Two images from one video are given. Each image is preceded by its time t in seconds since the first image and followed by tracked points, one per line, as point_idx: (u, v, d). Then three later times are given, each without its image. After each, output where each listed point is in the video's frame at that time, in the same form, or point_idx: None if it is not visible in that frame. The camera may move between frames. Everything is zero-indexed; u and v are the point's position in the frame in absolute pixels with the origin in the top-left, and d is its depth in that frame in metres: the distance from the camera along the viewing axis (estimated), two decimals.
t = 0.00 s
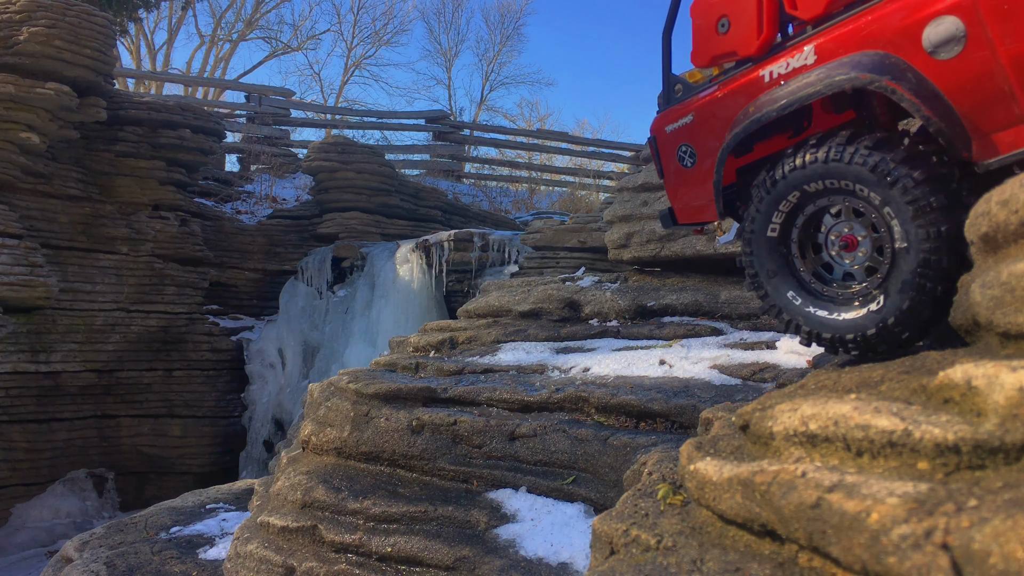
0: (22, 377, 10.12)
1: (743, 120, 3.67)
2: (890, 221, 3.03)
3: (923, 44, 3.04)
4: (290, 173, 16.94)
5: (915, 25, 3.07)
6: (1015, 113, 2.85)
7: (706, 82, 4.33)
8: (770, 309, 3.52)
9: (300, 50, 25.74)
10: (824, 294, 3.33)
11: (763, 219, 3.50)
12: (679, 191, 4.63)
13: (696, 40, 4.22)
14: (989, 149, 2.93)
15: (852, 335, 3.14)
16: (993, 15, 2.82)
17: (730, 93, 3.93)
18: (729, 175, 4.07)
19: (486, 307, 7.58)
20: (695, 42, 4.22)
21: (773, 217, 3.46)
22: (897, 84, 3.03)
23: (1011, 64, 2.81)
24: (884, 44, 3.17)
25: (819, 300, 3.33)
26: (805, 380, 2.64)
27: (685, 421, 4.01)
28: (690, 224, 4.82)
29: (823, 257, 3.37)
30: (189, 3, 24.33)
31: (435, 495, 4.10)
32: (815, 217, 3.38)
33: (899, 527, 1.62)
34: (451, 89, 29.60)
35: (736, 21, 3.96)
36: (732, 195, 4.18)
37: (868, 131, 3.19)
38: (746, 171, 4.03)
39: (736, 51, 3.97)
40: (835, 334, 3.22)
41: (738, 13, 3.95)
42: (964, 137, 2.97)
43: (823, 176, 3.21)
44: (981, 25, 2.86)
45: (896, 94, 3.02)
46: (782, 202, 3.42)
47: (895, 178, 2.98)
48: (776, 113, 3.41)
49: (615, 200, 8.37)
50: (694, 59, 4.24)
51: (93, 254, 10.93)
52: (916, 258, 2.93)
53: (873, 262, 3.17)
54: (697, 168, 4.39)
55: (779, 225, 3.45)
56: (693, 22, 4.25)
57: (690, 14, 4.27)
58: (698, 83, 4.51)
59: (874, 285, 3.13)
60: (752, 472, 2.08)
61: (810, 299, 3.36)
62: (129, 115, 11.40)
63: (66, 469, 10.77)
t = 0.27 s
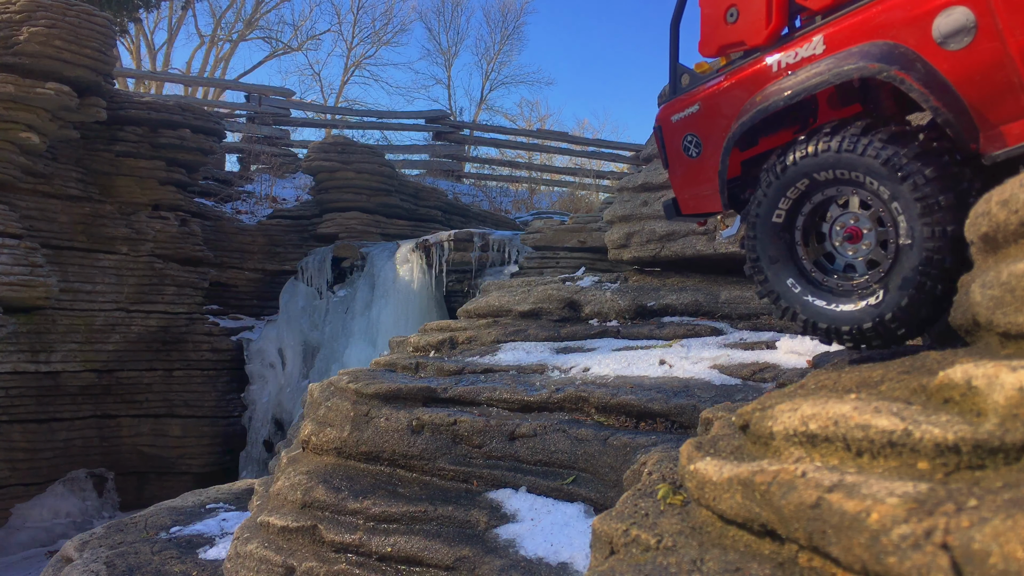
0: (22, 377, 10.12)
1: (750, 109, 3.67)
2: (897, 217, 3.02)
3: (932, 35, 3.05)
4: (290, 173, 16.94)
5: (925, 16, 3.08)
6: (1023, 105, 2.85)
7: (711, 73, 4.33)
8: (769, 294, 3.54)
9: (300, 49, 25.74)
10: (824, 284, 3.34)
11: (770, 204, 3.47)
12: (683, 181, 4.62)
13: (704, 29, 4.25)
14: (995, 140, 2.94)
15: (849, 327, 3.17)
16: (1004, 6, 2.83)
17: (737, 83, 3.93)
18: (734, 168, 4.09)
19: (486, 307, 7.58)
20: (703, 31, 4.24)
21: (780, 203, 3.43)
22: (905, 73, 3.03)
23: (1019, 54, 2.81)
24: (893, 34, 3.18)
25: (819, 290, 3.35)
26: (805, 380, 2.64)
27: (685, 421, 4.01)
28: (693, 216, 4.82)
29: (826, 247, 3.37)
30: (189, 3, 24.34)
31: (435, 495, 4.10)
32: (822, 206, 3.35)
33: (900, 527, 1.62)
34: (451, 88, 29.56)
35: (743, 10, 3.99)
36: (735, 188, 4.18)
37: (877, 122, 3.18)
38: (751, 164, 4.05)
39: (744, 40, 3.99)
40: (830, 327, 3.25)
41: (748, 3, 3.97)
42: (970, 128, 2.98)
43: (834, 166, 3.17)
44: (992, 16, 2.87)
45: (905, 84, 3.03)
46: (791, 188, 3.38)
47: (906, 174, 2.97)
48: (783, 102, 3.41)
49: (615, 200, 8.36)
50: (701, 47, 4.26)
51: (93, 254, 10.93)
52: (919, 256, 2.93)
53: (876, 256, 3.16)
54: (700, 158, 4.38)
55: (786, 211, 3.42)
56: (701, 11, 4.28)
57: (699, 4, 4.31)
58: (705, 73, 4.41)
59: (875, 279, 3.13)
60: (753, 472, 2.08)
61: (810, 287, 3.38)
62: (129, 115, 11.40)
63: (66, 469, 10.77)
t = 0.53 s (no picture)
0: (22, 377, 10.13)
1: (755, 101, 3.67)
2: (902, 214, 3.03)
3: (940, 28, 3.05)
4: (290, 173, 16.93)
5: (933, 9, 3.08)
6: None
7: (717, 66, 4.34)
8: (769, 282, 3.59)
9: (300, 49, 25.76)
10: (824, 276, 3.38)
11: (774, 194, 3.48)
12: (685, 172, 4.65)
13: (709, 22, 4.25)
14: (1001, 134, 2.93)
15: (845, 321, 3.22)
16: None
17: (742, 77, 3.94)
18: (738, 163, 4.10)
19: (486, 307, 7.58)
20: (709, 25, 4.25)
21: (786, 193, 3.44)
22: (911, 66, 3.03)
23: None
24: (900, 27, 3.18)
25: (818, 282, 3.39)
26: (805, 380, 2.64)
27: (685, 421, 4.01)
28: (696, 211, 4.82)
29: (828, 239, 3.39)
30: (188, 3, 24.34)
31: (435, 495, 4.10)
32: (827, 198, 3.35)
33: (899, 527, 1.62)
34: (451, 88, 29.54)
35: (749, 3, 3.99)
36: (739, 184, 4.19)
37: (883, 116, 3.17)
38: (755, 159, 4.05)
39: (750, 32, 4.00)
40: (826, 319, 3.31)
41: None
42: (975, 122, 2.98)
43: (842, 160, 3.17)
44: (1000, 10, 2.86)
45: (911, 77, 3.03)
46: (797, 180, 3.38)
47: (915, 171, 2.96)
48: (788, 95, 3.42)
49: (615, 200, 8.35)
50: (707, 40, 4.27)
51: (93, 254, 10.93)
52: (920, 255, 2.95)
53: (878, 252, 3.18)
54: (705, 151, 4.37)
55: (791, 201, 3.43)
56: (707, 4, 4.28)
57: None
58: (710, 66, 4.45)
59: (874, 274, 3.17)
60: (753, 472, 2.08)
61: (809, 278, 3.42)
62: (129, 115, 11.40)
63: (66, 468, 10.77)
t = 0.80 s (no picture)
0: (22, 377, 10.13)
1: (764, 88, 3.66)
2: (909, 209, 3.03)
3: (951, 18, 3.05)
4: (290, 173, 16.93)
5: None
6: None
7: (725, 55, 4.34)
8: (768, 265, 3.61)
9: (300, 49, 25.77)
10: (823, 263, 3.40)
11: (782, 177, 3.46)
12: (688, 157, 4.65)
13: (717, 10, 4.26)
14: (1011, 125, 2.93)
15: (840, 311, 3.26)
16: None
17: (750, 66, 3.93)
18: (741, 155, 4.11)
19: (486, 307, 7.57)
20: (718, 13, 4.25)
21: (794, 177, 3.42)
22: (921, 55, 3.03)
23: None
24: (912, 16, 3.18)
25: (817, 269, 3.41)
26: (805, 380, 2.64)
27: (685, 421, 4.01)
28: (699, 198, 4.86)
29: (830, 227, 3.39)
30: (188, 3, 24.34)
31: (435, 495, 4.10)
32: (835, 186, 3.34)
33: (899, 527, 1.62)
34: (451, 88, 29.51)
35: None
36: (742, 175, 4.20)
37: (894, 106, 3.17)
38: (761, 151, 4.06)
39: (759, 20, 4.01)
40: (822, 307, 3.34)
41: None
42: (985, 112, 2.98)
43: (855, 148, 3.14)
44: None
45: (920, 65, 3.03)
46: (806, 164, 3.36)
47: (926, 167, 2.95)
48: (796, 82, 3.42)
49: (615, 200, 8.34)
50: (715, 28, 4.28)
51: (93, 254, 10.93)
52: (922, 252, 2.97)
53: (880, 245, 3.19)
54: (711, 139, 4.38)
55: (798, 186, 3.42)
56: None
57: None
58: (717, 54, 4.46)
59: (874, 267, 3.18)
60: (752, 472, 2.08)
61: (809, 264, 3.44)
62: (129, 115, 11.40)
63: (66, 468, 10.77)
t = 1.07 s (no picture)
0: (22, 377, 10.13)
1: (771, 77, 3.69)
2: (914, 205, 3.04)
3: (960, 8, 3.05)
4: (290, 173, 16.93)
5: None
6: None
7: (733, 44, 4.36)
8: (768, 247, 3.67)
9: (300, 50, 25.77)
10: (823, 251, 3.45)
11: (790, 162, 3.47)
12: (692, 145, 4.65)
13: None
14: (1017, 117, 2.92)
15: (835, 301, 3.34)
16: None
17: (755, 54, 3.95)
18: (746, 146, 4.12)
19: (486, 307, 7.57)
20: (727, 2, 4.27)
21: (802, 163, 3.42)
22: (929, 44, 3.04)
23: None
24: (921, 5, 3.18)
25: (816, 257, 3.47)
26: (805, 380, 2.63)
27: (685, 422, 4.01)
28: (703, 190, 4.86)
29: (833, 216, 3.43)
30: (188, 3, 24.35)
31: (435, 495, 4.10)
32: (842, 175, 3.35)
33: (900, 527, 1.62)
34: (451, 88, 29.50)
35: None
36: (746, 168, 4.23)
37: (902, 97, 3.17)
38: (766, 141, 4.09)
39: (766, 10, 4.03)
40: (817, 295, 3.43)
41: None
42: (993, 102, 2.98)
43: (866, 140, 3.14)
44: None
45: (929, 55, 3.04)
46: (815, 152, 3.35)
47: (937, 165, 2.95)
48: (802, 71, 3.45)
49: (615, 200, 8.34)
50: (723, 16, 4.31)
51: (93, 254, 10.94)
52: (922, 249, 2.99)
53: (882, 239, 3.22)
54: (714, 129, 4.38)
55: (806, 172, 3.42)
56: None
57: None
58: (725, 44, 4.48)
59: (874, 260, 3.22)
60: (753, 472, 2.08)
61: (808, 251, 3.50)
62: (129, 115, 11.40)
63: (66, 468, 10.77)
